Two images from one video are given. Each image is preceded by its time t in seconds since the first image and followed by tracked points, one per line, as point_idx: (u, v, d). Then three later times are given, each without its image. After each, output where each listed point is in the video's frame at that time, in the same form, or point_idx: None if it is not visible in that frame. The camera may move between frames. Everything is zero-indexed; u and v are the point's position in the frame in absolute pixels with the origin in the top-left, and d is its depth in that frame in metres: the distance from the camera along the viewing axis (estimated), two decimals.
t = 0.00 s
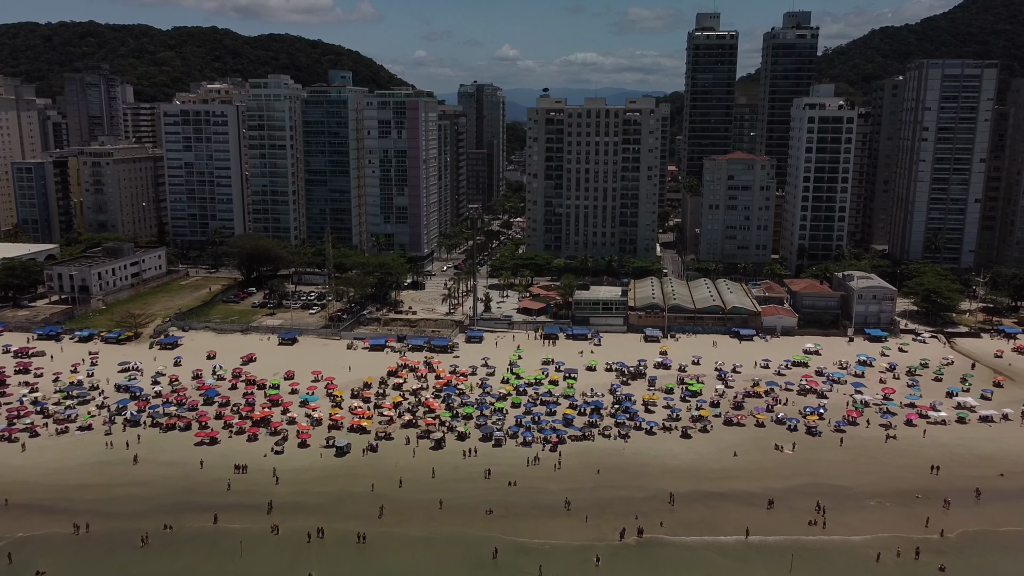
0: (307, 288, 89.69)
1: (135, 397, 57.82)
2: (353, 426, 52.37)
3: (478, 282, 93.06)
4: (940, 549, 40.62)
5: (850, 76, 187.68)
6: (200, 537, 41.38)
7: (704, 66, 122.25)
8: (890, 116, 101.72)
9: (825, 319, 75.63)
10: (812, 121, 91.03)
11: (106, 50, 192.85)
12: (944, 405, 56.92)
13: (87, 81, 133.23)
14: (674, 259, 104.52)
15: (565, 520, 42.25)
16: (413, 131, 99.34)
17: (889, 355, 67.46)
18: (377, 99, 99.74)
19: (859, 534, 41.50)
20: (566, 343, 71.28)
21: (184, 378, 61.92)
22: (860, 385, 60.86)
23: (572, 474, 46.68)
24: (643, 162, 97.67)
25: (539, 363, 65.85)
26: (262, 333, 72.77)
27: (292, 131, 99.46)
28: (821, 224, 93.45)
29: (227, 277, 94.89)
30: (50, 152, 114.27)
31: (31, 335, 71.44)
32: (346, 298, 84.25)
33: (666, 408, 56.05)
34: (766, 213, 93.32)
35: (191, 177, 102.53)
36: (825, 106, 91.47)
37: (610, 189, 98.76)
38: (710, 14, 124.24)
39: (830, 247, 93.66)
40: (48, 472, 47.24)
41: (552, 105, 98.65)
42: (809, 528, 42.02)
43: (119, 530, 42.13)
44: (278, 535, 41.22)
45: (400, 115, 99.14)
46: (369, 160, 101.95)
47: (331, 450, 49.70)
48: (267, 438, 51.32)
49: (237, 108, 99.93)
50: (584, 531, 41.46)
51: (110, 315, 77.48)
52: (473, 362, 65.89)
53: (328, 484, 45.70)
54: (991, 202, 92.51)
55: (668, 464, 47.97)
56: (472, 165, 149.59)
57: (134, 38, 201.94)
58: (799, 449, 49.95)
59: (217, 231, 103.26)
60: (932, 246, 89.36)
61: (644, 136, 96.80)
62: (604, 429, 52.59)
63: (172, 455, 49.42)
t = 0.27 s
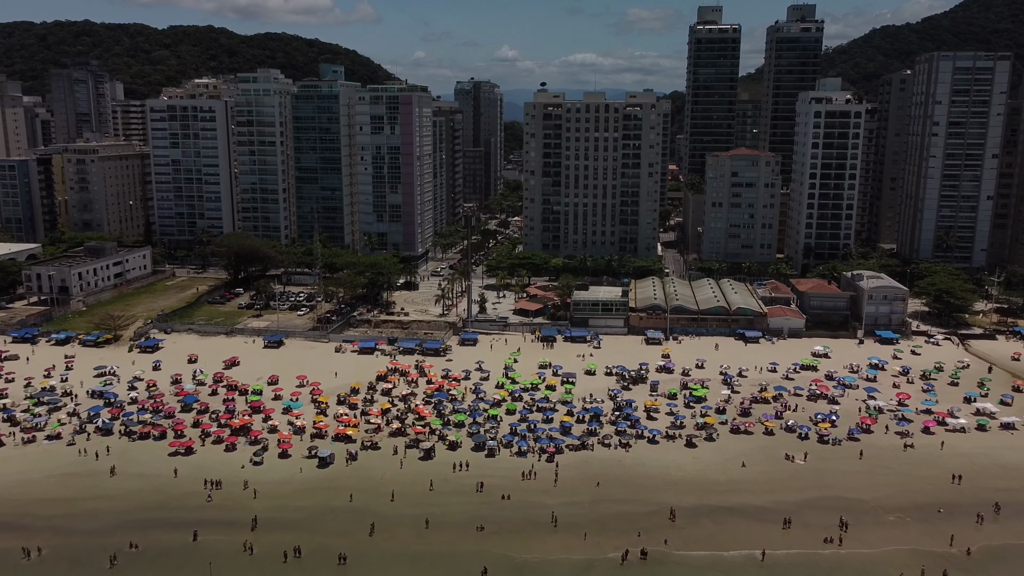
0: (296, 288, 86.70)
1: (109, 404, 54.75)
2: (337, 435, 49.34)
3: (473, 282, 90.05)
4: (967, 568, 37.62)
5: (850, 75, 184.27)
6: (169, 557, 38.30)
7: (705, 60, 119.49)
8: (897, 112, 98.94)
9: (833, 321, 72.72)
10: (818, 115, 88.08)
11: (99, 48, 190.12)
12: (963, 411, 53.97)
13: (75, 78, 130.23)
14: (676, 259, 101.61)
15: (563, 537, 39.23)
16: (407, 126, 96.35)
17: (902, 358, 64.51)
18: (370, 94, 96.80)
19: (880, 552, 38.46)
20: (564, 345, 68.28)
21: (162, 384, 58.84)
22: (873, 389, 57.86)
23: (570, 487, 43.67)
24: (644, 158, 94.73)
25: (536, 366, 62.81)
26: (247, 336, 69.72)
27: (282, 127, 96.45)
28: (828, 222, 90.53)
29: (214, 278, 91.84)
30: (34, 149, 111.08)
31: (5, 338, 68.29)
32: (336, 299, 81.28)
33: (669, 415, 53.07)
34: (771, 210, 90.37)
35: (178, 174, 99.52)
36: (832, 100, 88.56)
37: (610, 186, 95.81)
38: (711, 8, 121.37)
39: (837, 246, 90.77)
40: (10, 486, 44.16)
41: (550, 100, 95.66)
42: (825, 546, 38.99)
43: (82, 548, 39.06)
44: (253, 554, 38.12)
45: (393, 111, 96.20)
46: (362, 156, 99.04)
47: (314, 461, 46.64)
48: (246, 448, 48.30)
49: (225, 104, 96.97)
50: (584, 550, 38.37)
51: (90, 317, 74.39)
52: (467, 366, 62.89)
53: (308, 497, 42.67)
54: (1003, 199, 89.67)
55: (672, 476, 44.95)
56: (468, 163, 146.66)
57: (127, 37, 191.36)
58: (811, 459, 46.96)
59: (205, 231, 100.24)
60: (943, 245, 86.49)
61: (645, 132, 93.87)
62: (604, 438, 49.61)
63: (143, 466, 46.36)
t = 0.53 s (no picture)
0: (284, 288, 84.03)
1: (81, 408, 52.05)
2: (320, 441, 46.70)
3: (466, 282, 87.42)
4: None
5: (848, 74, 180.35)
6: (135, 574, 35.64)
7: (705, 55, 117.18)
8: (902, 107, 96.56)
9: (839, 321, 70.21)
10: (821, 110, 85.62)
11: (91, 46, 187.59)
12: (978, 415, 51.45)
13: (61, 72, 127.56)
14: (675, 258, 99.10)
15: (558, 552, 36.62)
16: (398, 121, 93.70)
17: (912, 360, 61.97)
18: (361, 88, 94.20)
19: (898, 567, 35.90)
20: (560, 347, 65.70)
21: (138, 387, 56.14)
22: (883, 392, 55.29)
23: (566, 498, 41.04)
24: (642, 154, 92.22)
25: (530, 369, 60.16)
26: (230, 337, 67.05)
27: (271, 122, 93.79)
28: (831, 219, 88.07)
29: (199, 277, 89.14)
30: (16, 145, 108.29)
31: None
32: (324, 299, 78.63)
33: (670, 420, 50.48)
34: (773, 207, 87.88)
35: (163, 171, 96.85)
36: (836, 94, 86.11)
37: (607, 183, 93.27)
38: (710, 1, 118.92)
39: (841, 244, 88.32)
40: None
41: (546, 94, 93.08)
42: (838, 561, 36.39)
43: (42, 564, 36.41)
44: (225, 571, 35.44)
45: (385, 105, 93.58)
46: (352, 152, 96.41)
47: (295, 469, 43.98)
48: (223, 455, 45.64)
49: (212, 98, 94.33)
50: (582, 567, 35.67)
51: (69, 318, 71.70)
52: (458, 368, 60.25)
53: (287, 509, 40.03)
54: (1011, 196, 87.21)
55: (674, 486, 42.35)
56: (463, 161, 144.07)
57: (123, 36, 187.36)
58: (821, 467, 44.41)
59: (191, 229, 97.56)
60: (950, 243, 84.03)
61: (644, 127, 91.35)
62: (602, 444, 47.01)
63: (113, 475, 43.67)
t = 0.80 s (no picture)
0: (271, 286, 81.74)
1: (54, 410, 49.75)
2: (303, 444, 44.43)
3: (459, 279, 85.25)
4: None
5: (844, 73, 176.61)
6: None
7: (704, 48, 115.29)
8: (905, 101, 94.60)
9: (842, 318, 68.12)
10: (824, 102, 83.55)
11: (84, 44, 185.44)
12: (991, 416, 49.31)
13: (47, 67, 125.22)
14: (673, 255, 97.04)
15: (552, 562, 34.41)
16: (390, 115, 91.45)
17: (919, 358, 59.85)
18: (352, 81, 91.95)
19: None
20: (555, 345, 63.52)
21: (115, 388, 53.84)
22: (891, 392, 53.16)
23: (561, 505, 38.81)
24: (640, 149, 90.09)
25: (524, 368, 57.99)
26: (214, 336, 64.75)
27: (260, 116, 91.48)
28: (834, 215, 86.04)
29: (185, 275, 86.84)
30: None
31: None
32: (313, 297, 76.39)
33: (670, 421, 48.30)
34: (774, 203, 85.79)
35: (150, 166, 94.53)
36: (838, 87, 84.06)
37: (604, 178, 91.13)
38: None
39: (843, 240, 86.29)
40: None
41: (542, 87, 90.88)
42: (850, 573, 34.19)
43: None
44: None
45: (376, 99, 91.31)
46: (343, 146, 94.17)
47: (275, 474, 41.72)
48: (200, 459, 43.38)
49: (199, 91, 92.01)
50: None
51: (48, 316, 69.39)
52: (449, 367, 58.04)
53: (265, 517, 37.76)
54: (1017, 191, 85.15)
55: (674, 491, 40.16)
56: (458, 158, 141.89)
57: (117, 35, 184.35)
58: (828, 470, 42.27)
59: (178, 225, 95.24)
60: (955, 239, 81.98)
61: (642, 120, 89.20)
62: (599, 447, 44.80)
63: (82, 480, 41.35)
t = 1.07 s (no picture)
0: (260, 282, 79.82)
1: (28, 409, 47.73)
2: (287, 445, 42.50)
3: (453, 276, 83.41)
4: None
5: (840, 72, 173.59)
6: None
7: (702, 41, 113.63)
8: (907, 94, 92.92)
9: (846, 315, 66.39)
10: (825, 94, 81.78)
11: (75, 41, 183.16)
12: (1002, 415, 47.55)
13: (34, 60, 123.08)
14: (671, 252, 95.26)
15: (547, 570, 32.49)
16: (383, 108, 89.53)
17: (926, 356, 58.09)
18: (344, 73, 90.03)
19: None
20: (551, 342, 61.66)
21: (94, 386, 51.82)
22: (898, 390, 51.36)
23: (557, 508, 36.85)
24: (638, 142, 88.29)
25: (519, 366, 56.12)
26: (200, 333, 62.80)
27: (249, 109, 89.51)
28: (835, 210, 84.30)
29: (173, 271, 84.86)
30: None
31: None
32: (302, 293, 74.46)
33: (669, 420, 46.44)
34: (774, 197, 84.02)
35: (137, 160, 92.50)
36: (840, 79, 82.29)
37: (601, 172, 89.31)
38: None
39: (845, 235, 84.56)
40: None
41: (537, 79, 88.98)
42: None
43: None
44: None
45: (368, 92, 89.36)
46: (334, 140, 92.18)
47: (257, 475, 39.78)
48: (178, 460, 41.42)
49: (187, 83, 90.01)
50: None
51: (29, 312, 67.35)
52: (441, 365, 56.13)
53: (244, 521, 35.84)
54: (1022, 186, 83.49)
55: (675, 493, 38.33)
56: (453, 154, 140.09)
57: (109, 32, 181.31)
58: (835, 471, 40.45)
59: (166, 221, 93.22)
60: (959, 235, 80.27)
61: (640, 113, 87.36)
62: (595, 447, 42.94)
63: (54, 483, 39.35)
